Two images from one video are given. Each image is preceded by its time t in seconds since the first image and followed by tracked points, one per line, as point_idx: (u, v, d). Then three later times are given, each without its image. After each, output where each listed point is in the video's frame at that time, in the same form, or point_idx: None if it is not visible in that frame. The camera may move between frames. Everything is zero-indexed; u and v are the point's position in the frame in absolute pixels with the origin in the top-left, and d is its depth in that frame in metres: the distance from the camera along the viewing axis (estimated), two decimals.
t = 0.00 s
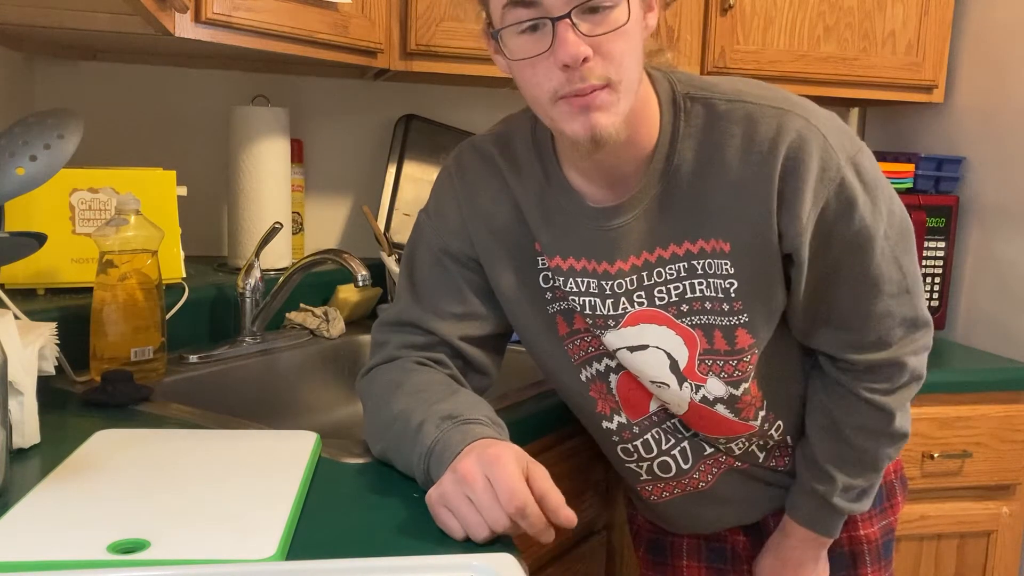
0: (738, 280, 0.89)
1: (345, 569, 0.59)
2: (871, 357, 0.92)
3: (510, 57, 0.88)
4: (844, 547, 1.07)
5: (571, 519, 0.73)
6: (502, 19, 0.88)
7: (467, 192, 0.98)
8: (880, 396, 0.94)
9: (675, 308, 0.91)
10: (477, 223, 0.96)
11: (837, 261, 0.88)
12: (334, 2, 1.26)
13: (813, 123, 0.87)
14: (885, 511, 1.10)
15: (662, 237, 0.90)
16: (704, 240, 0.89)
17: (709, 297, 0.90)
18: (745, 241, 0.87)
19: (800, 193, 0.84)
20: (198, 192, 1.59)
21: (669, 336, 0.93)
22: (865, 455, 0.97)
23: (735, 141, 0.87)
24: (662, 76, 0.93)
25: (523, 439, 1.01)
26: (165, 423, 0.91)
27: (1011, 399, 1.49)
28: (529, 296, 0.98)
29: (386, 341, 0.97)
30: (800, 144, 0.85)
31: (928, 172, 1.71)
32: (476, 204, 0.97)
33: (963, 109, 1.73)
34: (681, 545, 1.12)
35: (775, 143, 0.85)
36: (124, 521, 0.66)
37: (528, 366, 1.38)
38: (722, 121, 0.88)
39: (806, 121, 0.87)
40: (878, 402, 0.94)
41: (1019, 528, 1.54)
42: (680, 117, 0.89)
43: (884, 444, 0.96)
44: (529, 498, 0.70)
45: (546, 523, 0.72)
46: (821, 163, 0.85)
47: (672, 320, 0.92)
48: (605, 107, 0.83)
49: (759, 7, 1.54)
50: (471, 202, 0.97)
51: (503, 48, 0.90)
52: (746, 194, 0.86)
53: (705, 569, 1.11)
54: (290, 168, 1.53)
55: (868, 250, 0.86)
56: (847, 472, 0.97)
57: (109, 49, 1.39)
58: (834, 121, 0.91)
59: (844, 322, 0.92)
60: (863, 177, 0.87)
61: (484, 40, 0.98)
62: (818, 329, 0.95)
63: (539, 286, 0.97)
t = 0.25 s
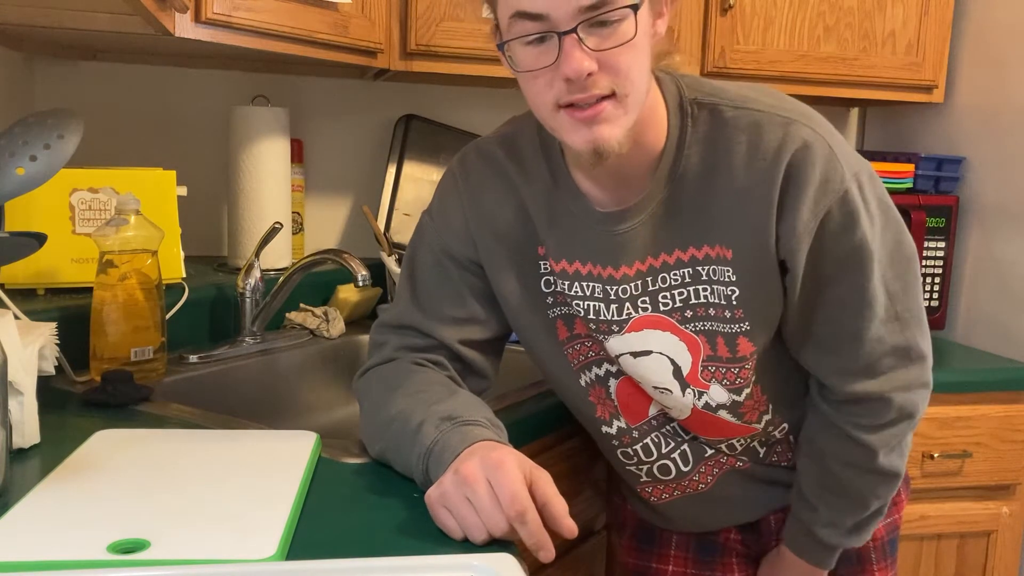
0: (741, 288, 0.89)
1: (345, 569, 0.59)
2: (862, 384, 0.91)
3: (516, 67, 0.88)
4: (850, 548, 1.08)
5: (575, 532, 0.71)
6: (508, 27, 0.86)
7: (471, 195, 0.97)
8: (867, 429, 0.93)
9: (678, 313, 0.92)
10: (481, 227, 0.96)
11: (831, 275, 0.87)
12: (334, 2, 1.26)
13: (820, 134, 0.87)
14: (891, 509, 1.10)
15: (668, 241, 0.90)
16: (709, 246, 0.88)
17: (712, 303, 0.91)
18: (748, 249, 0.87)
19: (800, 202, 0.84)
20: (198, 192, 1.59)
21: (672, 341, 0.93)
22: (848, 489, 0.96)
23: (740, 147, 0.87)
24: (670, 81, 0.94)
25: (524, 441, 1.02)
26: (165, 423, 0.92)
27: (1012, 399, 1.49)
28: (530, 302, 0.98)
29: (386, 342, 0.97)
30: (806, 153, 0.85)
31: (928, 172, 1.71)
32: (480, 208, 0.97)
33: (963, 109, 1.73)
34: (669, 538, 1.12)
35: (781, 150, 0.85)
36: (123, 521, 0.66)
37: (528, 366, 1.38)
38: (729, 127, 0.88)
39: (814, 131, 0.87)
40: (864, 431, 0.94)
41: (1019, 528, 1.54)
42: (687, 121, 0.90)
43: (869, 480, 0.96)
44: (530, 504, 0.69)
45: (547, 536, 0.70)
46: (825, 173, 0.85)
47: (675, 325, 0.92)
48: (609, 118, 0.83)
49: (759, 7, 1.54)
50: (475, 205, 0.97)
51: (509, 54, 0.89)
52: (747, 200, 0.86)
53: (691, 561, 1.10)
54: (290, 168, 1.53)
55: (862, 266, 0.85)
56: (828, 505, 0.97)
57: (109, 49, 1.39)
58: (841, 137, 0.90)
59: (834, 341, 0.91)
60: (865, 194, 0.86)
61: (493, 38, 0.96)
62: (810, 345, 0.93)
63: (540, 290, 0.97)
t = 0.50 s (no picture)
0: (751, 274, 0.89)
1: (345, 569, 0.59)
2: (880, 371, 0.91)
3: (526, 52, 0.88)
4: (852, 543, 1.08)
5: (571, 533, 0.71)
6: (519, 12, 0.86)
7: (474, 193, 0.97)
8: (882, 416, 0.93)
9: (687, 303, 0.91)
10: (482, 226, 0.96)
11: (844, 262, 0.86)
12: (334, 2, 1.26)
13: (825, 118, 0.88)
14: (891, 505, 1.11)
15: (677, 232, 0.90)
16: (716, 235, 0.89)
17: (721, 292, 0.91)
18: (757, 235, 0.87)
19: (809, 186, 0.84)
20: (199, 192, 1.59)
21: (681, 331, 0.93)
22: (859, 472, 0.97)
23: (747, 133, 0.88)
24: (675, 69, 0.94)
25: (522, 440, 1.01)
26: (165, 423, 0.91)
27: (1012, 399, 1.49)
28: (529, 304, 0.97)
29: (386, 342, 0.97)
30: (813, 138, 0.85)
31: (929, 172, 1.71)
32: (481, 207, 0.97)
33: (963, 109, 1.73)
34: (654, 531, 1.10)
35: (788, 131, 0.86)
36: (123, 521, 0.66)
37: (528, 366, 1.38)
38: (736, 116, 0.89)
39: (818, 114, 0.88)
40: (879, 417, 0.94)
41: (1019, 528, 1.54)
42: (693, 109, 0.90)
43: (880, 463, 0.96)
44: (527, 504, 0.69)
45: (545, 537, 0.69)
46: (831, 158, 0.85)
47: (684, 315, 0.92)
48: (623, 108, 0.84)
49: (759, 7, 1.54)
50: (477, 205, 0.97)
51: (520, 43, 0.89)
52: (756, 185, 0.87)
53: (673, 554, 1.09)
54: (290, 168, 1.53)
55: (877, 250, 0.85)
56: (841, 489, 0.98)
57: (109, 48, 1.39)
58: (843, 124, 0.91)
59: (849, 329, 0.90)
60: (873, 178, 0.86)
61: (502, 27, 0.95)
62: (827, 333, 0.93)
63: (541, 291, 0.97)
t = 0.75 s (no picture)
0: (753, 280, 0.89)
1: (345, 569, 0.59)
2: (885, 383, 0.90)
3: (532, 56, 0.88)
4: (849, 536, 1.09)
5: (569, 534, 0.71)
6: (526, 17, 0.86)
7: (476, 194, 0.97)
8: (882, 429, 0.93)
9: (689, 309, 0.91)
10: (484, 227, 0.96)
11: (848, 270, 0.86)
12: (334, 2, 1.26)
13: (825, 122, 0.88)
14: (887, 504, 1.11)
15: (678, 237, 0.90)
16: (718, 240, 0.89)
17: (723, 298, 0.91)
18: (760, 240, 0.88)
19: (809, 192, 0.85)
20: (199, 192, 1.59)
21: (683, 338, 0.92)
22: (856, 483, 0.97)
23: (748, 137, 0.88)
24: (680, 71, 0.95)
25: (522, 440, 1.02)
26: (165, 423, 0.91)
27: (1012, 400, 1.49)
28: (532, 305, 0.97)
29: (387, 343, 0.97)
30: (814, 142, 0.85)
31: (928, 172, 1.71)
32: (483, 210, 0.96)
33: (963, 108, 1.73)
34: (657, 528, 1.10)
35: (790, 136, 0.86)
36: (123, 521, 0.66)
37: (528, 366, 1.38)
38: (738, 119, 0.89)
39: (820, 120, 0.88)
40: (879, 430, 0.93)
41: (1019, 528, 1.54)
42: (696, 112, 0.91)
43: (876, 476, 0.96)
44: (526, 504, 0.69)
45: (543, 538, 0.69)
46: (833, 163, 0.85)
47: (686, 322, 0.92)
48: (627, 111, 0.84)
49: (759, 7, 1.54)
50: (479, 207, 0.97)
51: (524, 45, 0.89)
52: (759, 189, 0.87)
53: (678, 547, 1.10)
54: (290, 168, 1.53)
55: (882, 257, 0.84)
56: (834, 497, 0.98)
57: (109, 48, 1.39)
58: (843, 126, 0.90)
59: (852, 337, 0.90)
60: (874, 184, 0.86)
61: (506, 28, 0.95)
62: (831, 340, 0.93)
63: (544, 296, 0.97)
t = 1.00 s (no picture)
0: (748, 280, 0.89)
1: (345, 569, 0.59)
2: (880, 389, 0.89)
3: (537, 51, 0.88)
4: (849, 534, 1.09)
5: (570, 534, 0.71)
6: (529, 15, 0.86)
7: (475, 193, 0.97)
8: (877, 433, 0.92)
9: (687, 308, 0.91)
10: (483, 227, 0.96)
11: (843, 275, 0.86)
12: (334, 2, 1.26)
13: (822, 125, 0.87)
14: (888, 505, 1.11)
15: (677, 236, 0.90)
16: (716, 240, 0.89)
17: (720, 297, 0.91)
18: (758, 241, 0.87)
19: (804, 195, 0.84)
20: (199, 192, 1.59)
21: (682, 337, 0.92)
22: (849, 485, 0.97)
23: (746, 138, 0.87)
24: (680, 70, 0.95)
25: (522, 439, 1.02)
26: (165, 423, 0.91)
27: (1012, 400, 1.49)
28: (530, 305, 0.97)
29: (387, 342, 0.97)
30: (810, 145, 0.85)
31: (928, 172, 1.71)
32: (483, 208, 0.96)
33: (963, 108, 1.73)
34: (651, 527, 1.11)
35: (786, 139, 0.86)
36: (123, 521, 0.66)
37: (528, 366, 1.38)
38: (736, 120, 0.89)
39: (818, 123, 0.87)
40: (874, 434, 0.93)
41: (1019, 528, 1.54)
42: (695, 111, 0.91)
43: (870, 477, 0.96)
44: (526, 504, 0.69)
45: (543, 537, 0.69)
46: (829, 168, 0.84)
47: (684, 320, 0.92)
48: (638, 108, 0.84)
49: (759, 7, 1.54)
50: (478, 206, 0.97)
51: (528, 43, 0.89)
52: (755, 191, 0.86)
53: (672, 547, 1.11)
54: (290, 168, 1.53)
55: (877, 262, 0.84)
56: (827, 497, 0.98)
57: (109, 48, 1.39)
58: (839, 129, 0.90)
59: (846, 341, 0.89)
60: (870, 188, 0.86)
61: (507, 30, 0.96)
62: (827, 344, 0.92)
63: (542, 296, 0.97)
